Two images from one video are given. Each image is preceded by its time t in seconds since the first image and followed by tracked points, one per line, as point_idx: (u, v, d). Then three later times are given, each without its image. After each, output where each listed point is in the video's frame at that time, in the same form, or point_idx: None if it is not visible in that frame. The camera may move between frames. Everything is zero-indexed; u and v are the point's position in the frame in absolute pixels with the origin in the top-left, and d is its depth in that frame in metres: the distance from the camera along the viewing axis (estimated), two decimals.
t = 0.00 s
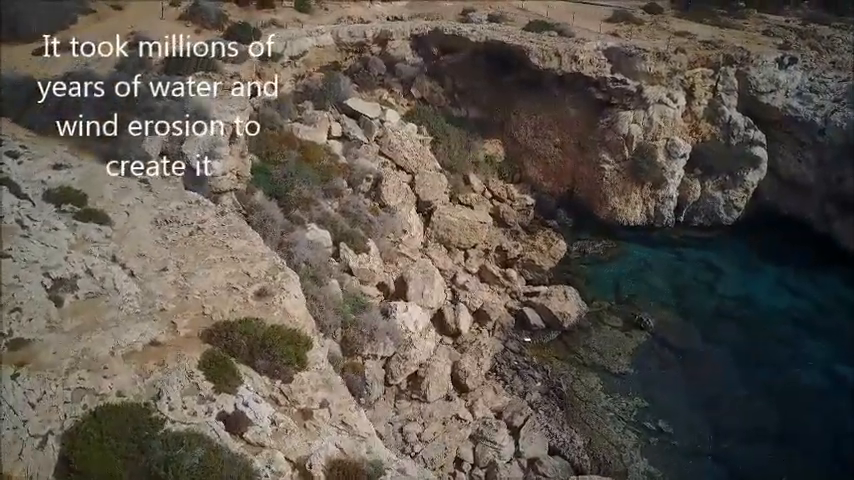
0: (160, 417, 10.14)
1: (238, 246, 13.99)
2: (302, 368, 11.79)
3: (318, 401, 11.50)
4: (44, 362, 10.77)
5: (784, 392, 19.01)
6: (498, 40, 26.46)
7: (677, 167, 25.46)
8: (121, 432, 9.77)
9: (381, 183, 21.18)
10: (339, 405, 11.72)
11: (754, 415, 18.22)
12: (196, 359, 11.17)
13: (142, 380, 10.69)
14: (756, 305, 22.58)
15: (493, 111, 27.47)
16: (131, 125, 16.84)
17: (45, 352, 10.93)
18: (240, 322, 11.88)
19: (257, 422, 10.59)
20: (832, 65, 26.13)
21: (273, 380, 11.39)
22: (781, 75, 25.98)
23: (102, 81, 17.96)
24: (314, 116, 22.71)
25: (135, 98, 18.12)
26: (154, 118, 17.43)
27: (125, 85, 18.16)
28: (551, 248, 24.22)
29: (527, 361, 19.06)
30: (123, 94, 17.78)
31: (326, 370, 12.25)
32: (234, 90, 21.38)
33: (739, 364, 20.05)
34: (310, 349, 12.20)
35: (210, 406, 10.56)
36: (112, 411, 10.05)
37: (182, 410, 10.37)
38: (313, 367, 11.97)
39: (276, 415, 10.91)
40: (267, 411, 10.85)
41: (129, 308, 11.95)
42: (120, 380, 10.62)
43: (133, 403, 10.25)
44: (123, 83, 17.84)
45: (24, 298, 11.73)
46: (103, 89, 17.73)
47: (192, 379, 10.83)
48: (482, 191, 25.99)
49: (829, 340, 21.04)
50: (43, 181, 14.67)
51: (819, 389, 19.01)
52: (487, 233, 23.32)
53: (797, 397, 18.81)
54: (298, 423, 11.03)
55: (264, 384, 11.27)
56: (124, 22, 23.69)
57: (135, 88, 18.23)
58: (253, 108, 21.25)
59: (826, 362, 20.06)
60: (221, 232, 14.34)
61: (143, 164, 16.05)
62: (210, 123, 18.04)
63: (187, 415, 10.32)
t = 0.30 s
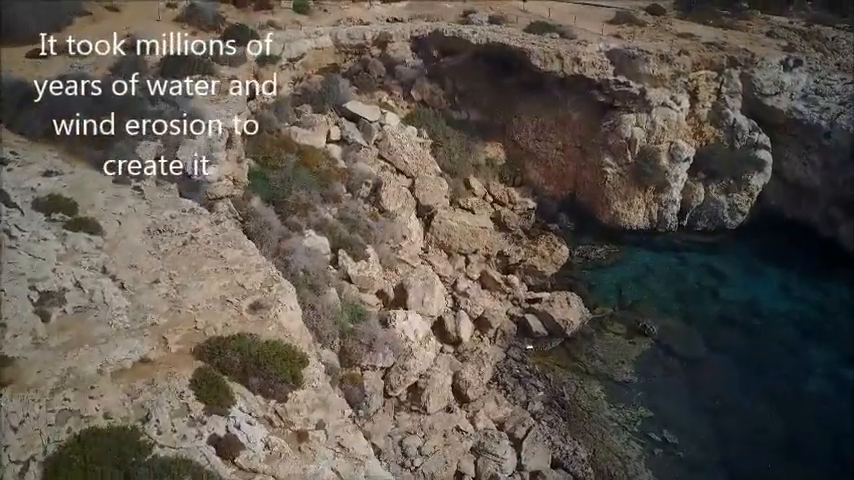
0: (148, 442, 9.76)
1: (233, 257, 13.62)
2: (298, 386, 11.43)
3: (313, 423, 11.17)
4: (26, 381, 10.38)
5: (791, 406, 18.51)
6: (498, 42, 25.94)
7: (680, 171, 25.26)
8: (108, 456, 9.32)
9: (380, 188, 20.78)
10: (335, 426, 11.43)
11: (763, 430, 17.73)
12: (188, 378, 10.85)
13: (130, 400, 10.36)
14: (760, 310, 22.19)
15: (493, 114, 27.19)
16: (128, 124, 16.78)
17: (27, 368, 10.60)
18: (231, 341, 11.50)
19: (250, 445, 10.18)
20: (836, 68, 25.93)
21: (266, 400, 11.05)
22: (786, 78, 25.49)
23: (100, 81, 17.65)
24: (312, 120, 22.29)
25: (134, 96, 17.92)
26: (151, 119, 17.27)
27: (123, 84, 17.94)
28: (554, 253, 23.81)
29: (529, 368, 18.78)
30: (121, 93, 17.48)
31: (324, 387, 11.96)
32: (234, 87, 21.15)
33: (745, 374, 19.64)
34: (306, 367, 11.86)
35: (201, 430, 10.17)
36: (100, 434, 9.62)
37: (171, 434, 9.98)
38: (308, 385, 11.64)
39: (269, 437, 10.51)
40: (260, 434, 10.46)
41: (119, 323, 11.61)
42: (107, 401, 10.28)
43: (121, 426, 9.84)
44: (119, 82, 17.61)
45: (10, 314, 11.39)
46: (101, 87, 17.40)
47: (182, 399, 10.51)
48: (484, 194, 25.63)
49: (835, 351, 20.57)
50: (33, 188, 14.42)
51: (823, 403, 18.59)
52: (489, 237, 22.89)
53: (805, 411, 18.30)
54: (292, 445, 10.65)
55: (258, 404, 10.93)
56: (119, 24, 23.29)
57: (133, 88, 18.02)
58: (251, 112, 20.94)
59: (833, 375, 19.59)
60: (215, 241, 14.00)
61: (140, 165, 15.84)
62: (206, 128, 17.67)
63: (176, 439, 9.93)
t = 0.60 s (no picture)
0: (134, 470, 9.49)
1: (228, 268, 13.30)
2: (292, 407, 11.24)
3: (307, 445, 11.02)
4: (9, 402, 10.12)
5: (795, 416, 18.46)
6: (498, 43, 25.61)
7: (684, 175, 24.68)
8: None
9: (379, 193, 20.48)
10: (331, 449, 11.29)
11: (766, 442, 17.65)
12: (178, 399, 10.59)
13: (117, 423, 10.08)
14: (766, 318, 21.72)
15: (495, 117, 26.84)
16: (126, 123, 16.37)
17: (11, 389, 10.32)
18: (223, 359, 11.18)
19: (243, 471, 9.88)
20: (842, 70, 25.71)
21: (259, 422, 10.80)
22: (791, 80, 25.23)
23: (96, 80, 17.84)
24: (311, 122, 22.04)
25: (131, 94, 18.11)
26: (148, 118, 16.90)
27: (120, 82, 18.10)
28: (556, 258, 23.54)
29: (531, 377, 18.44)
30: (118, 91, 17.73)
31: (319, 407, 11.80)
32: (232, 86, 21.35)
33: (750, 381, 19.44)
34: (302, 386, 11.65)
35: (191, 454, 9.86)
36: (80, 460, 9.34)
37: (159, 461, 9.70)
38: (303, 406, 11.48)
39: (263, 462, 10.25)
40: (253, 458, 10.17)
41: (107, 340, 11.32)
42: (92, 423, 10.02)
43: (106, 451, 9.58)
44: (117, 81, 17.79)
45: None
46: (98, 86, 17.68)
47: (172, 422, 10.20)
48: (484, 198, 25.15)
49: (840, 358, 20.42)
50: (23, 196, 14.14)
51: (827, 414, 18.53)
52: (490, 243, 22.61)
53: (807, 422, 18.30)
54: (287, 472, 10.62)
55: (252, 425, 10.68)
56: (115, 27, 22.91)
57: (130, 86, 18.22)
58: (247, 115, 20.64)
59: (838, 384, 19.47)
60: (209, 251, 13.68)
61: (138, 163, 15.52)
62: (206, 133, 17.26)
63: (164, 465, 9.66)
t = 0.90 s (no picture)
0: None
1: (222, 279, 13.12)
2: (288, 429, 11.14)
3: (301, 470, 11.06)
4: None
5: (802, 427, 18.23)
6: (498, 44, 25.25)
7: (687, 178, 24.23)
8: None
9: (378, 199, 19.94)
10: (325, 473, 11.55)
11: (773, 452, 17.38)
12: (166, 421, 10.34)
13: (102, 448, 9.81)
14: (771, 325, 21.42)
15: (496, 120, 26.32)
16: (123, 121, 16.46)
17: None
18: (216, 377, 10.99)
19: None
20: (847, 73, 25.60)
21: (251, 445, 10.68)
22: (796, 82, 24.77)
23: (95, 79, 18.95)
24: (309, 127, 21.60)
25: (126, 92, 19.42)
26: (148, 116, 16.97)
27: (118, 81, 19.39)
28: (559, 264, 23.23)
29: (533, 386, 18.07)
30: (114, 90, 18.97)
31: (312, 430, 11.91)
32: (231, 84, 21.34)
33: (757, 390, 19.16)
34: (297, 406, 11.62)
35: None
36: None
37: None
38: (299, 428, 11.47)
39: None
40: None
41: (95, 357, 11.06)
42: (76, 449, 9.73)
43: None
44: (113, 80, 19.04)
45: None
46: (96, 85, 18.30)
47: (159, 448, 9.94)
48: (485, 203, 24.68)
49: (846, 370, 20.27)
50: (13, 206, 13.91)
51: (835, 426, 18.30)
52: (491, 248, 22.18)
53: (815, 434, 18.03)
54: None
55: (243, 449, 10.51)
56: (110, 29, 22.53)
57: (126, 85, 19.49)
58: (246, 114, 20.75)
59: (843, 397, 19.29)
60: (201, 262, 13.39)
61: (135, 162, 15.43)
62: (203, 138, 16.76)
63: None
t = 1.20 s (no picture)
0: None
1: (215, 292, 13.00)
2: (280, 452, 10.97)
3: None
4: None
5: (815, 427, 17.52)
6: (498, 47, 24.80)
7: (690, 182, 23.94)
8: None
9: (377, 204, 19.66)
10: None
11: (784, 459, 16.82)
12: (155, 445, 10.30)
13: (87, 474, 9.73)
14: (777, 332, 21.06)
15: (497, 123, 25.95)
16: (121, 121, 15.99)
17: None
18: (208, 401, 10.86)
19: None
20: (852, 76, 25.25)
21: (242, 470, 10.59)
22: (801, 85, 24.53)
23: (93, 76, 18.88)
24: (309, 130, 21.63)
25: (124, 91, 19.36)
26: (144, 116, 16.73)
27: (115, 80, 19.24)
28: (560, 270, 22.80)
29: (536, 396, 17.77)
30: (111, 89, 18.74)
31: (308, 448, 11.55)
32: (229, 82, 21.02)
33: (763, 399, 18.75)
34: (292, 426, 11.39)
35: None
36: None
37: None
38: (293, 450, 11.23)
39: None
40: None
41: (82, 376, 10.94)
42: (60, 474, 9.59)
43: None
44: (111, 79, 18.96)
45: None
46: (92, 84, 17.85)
47: (146, 475, 9.91)
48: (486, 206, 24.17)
49: None
50: None
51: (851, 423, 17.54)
52: (493, 253, 21.72)
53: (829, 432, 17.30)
54: None
55: (235, 474, 10.49)
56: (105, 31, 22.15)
57: (124, 83, 19.43)
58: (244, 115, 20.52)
59: None
60: (193, 275, 13.31)
61: (133, 162, 15.34)
62: (198, 144, 16.41)
63: None
